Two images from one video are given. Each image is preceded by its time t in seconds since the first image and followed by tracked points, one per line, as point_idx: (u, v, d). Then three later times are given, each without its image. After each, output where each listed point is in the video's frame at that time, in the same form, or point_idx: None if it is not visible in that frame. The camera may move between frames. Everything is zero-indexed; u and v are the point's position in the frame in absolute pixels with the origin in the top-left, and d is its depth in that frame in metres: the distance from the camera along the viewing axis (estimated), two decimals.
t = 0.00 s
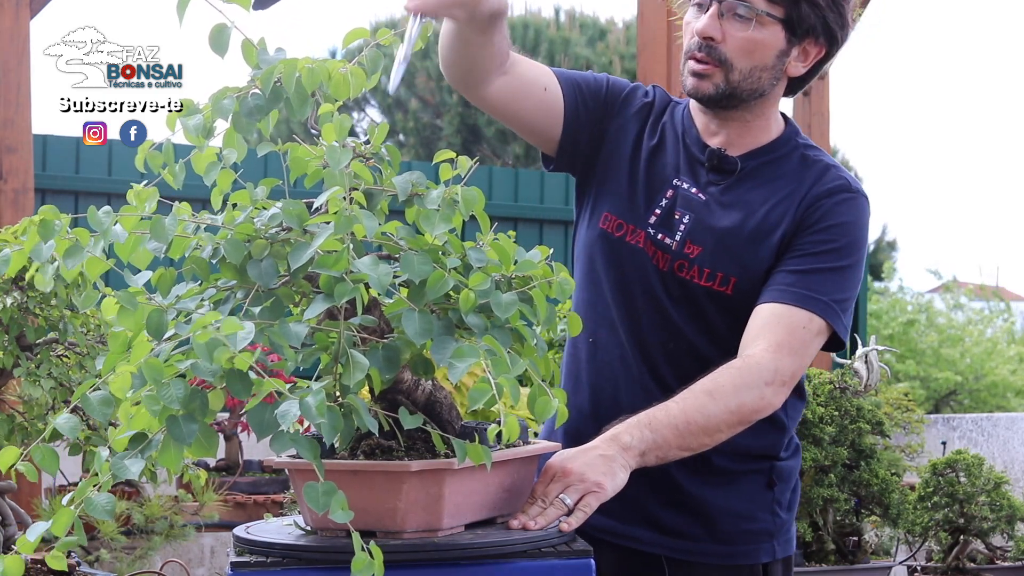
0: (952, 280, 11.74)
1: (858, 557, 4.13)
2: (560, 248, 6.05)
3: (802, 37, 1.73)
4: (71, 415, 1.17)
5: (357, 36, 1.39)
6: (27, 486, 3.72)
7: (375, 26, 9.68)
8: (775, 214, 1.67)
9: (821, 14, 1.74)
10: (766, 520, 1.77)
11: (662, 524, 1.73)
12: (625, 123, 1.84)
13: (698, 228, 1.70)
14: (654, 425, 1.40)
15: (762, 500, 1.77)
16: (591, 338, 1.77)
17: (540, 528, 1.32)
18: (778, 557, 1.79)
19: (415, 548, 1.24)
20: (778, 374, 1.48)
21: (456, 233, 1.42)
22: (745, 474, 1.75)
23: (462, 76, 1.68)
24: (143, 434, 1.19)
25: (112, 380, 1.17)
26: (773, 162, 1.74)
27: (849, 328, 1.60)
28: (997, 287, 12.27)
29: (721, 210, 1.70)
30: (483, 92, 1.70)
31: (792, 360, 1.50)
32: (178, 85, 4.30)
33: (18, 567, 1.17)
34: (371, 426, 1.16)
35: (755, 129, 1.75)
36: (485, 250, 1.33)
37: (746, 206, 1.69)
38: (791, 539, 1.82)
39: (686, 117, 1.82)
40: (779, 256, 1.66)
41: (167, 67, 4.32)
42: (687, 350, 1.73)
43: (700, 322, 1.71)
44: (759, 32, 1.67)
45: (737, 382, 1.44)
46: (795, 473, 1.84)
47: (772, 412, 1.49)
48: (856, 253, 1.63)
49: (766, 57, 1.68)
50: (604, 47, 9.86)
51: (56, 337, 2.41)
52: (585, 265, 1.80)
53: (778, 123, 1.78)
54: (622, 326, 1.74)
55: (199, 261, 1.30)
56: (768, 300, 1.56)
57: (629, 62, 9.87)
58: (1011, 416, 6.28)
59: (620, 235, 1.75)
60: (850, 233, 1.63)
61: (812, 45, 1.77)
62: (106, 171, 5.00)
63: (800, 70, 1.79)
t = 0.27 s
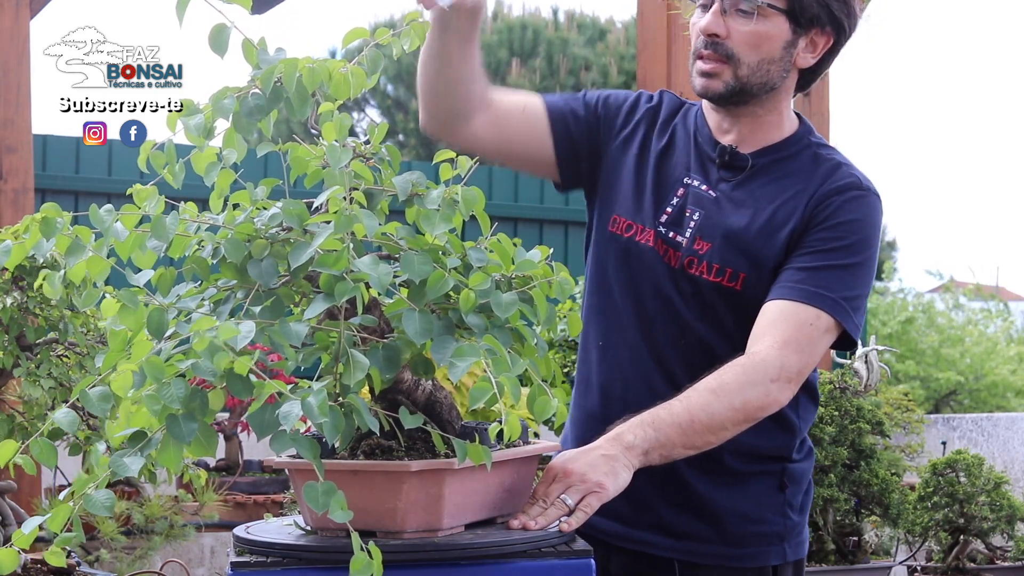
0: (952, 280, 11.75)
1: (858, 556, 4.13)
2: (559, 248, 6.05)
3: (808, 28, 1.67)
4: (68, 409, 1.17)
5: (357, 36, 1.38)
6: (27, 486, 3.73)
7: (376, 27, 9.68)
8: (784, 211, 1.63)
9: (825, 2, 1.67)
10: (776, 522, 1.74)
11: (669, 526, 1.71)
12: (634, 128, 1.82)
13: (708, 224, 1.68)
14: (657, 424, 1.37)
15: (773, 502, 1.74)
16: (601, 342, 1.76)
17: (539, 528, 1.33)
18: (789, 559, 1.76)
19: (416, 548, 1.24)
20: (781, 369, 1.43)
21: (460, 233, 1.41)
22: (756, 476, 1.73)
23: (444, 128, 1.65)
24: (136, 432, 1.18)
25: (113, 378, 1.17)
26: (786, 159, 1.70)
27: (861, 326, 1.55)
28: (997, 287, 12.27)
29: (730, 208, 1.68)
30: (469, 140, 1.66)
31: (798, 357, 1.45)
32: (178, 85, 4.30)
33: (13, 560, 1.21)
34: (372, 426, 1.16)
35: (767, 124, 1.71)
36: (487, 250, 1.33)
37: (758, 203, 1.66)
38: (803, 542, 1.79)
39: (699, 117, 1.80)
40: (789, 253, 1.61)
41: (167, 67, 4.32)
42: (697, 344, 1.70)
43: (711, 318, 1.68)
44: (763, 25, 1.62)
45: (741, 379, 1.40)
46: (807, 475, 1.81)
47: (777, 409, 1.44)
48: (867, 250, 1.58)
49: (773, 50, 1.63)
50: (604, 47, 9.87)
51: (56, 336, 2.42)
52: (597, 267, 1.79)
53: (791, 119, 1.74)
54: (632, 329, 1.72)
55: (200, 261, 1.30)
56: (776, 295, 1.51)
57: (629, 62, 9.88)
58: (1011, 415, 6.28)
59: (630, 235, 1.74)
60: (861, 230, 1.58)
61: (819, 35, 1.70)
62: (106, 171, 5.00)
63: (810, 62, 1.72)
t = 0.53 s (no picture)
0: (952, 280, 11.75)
1: (858, 557, 4.13)
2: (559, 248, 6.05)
3: (810, 24, 1.65)
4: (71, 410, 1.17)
5: (357, 36, 1.38)
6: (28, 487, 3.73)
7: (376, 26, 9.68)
8: (787, 208, 1.61)
9: None
10: (776, 525, 1.72)
11: (664, 531, 1.71)
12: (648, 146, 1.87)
13: (711, 223, 1.68)
14: (659, 425, 1.37)
15: (772, 505, 1.71)
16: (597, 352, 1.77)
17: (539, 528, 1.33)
18: (791, 563, 1.74)
19: (416, 548, 1.24)
20: (785, 367, 1.42)
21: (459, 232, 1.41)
22: (756, 478, 1.71)
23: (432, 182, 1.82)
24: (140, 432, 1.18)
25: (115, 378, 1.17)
26: (792, 155, 1.68)
27: (867, 323, 1.52)
28: (996, 287, 12.27)
29: (733, 207, 1.67)
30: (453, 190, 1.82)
31: (803, 355, 1.44)
32: (178, 84, 4.30)
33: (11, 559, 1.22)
34: (372, 426, 1.16)
35: (775, 122, 1.70)
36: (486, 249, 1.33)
37: (760, 200, 1.65)
38: (806, 545, 1.76)
39: (708, 122, 1.81)
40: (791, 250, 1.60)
41: (167, 66, 4.32)
42: (694, 349, 1.67)
43: (710, 316, 1.65)
44: (762, 25, 1.61)
45: (745, 377, 1.40)
46: (810, 478, 1.78)
47: (783, 407, 1.43)
48: (870, 247, 1.55)
49: (774, 48, 1.62)
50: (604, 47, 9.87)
51: (56, 336, 2.41)
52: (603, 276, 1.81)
53: (800, 117, 1.72)
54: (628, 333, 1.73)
55: (200, 261, 1.30)
56: (780, 293, 1.50)
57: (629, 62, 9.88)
58: (1011, 415, 6.28)
59: (625, 246, 1.76)
60: (864, 227, 1.55)
61: (820, 28, 1.67)
62: (106, 171, 5.00)
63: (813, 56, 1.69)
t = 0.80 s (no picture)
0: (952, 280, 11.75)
1: (858, 557, 4.13)
2: (559, 248, 6.06)
3: (779, 16, 1.65)
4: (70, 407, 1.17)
5: (354, 36, 1.38)
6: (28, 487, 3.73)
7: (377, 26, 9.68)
8: (763, 199, 1.60)
9: None
10: (766, 525, 1.68)
11: (655, 529, 1.71)
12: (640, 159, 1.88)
13: (689, 218, 1.67)
14: (654, 421, 1.37)
15: (761, 504, 1.68)
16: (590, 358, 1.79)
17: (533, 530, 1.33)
18: (782, 563, 1.70)
19: (410, 548, 1.24)
20: (773, 356, 1.41)
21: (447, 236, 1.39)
22: (744, 476, 1.68)
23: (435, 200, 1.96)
24: (132, 433, 1.18)
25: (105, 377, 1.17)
26: (772, 147, 1.67)
27: (850, 306, 1.49)
28: (996, 287, 12.27)
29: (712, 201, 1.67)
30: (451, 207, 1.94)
31: (793, 342, 1.44)
32: (178, 84, 4.30)
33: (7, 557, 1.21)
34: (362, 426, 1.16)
35: (755, 117, 1.70)
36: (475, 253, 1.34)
37: (738, 192, 1.64)
38: (799, 545, 1.72)
39: (694, 126, 1.82)
40: (772, 241, 1.58)
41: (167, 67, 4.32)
42: (679, 347, 1.67)
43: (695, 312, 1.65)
44: (732, 20, 1.61)
45: (735, 368, 1.40)
46: (805, 477, 1.75)
47: (779, 397, 1.43)
48: (852, 232, 1.52)
49: (747, 42, 1.61)
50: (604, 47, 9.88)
51: (56, 337, 2.41)
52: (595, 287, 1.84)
53: (782, 110, 1.71)
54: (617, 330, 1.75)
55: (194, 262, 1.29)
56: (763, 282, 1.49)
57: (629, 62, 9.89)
58: (1011, 415, 6.28)
59: (611, 250, 1.79)
60: (843, 213, 1.53)
61: (792, 19, 1.67)
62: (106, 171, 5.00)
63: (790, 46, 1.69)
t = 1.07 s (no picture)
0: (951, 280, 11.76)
1: (858, 557, 4.13)
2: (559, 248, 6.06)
3: (724, 17, 1.61)
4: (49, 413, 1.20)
5: (342, 37, 1.37)
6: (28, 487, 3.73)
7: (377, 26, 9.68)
8: (721, 190, 1.60)
9: None
10: (751, 518, 1.65)
11: (642, 525, 1.67)
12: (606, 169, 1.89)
13: (654, 216, 1.67)
14: (664, 419, 1.37)
15: (746, 497, 1.65)
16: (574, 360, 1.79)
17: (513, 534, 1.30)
18: (769, 557, 1.67)
19: (370, 548, 1.23)
20: (768, 343, 1.42)
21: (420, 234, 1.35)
22: (729, 469, 1.65)
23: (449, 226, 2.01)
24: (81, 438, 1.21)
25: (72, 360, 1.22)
26: (730, 136, 1.65)
27: (817, 278, 1.46)
28: (995, 287, 12.28)
29: (674, 196, 1.67)
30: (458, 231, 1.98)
31: (786, 326, 1.44)
32: (178, 84, 4.30)
33: None
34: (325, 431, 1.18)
35: (712, 112, 1.68)
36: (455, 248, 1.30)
37: (698, 185, 1.64)
38: (787, 539, 1.69)
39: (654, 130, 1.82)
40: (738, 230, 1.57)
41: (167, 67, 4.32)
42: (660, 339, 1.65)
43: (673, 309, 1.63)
44: (675, 26, 1.56)
45: (737, 360, 1.40)
46: (792, 468, 1.71)
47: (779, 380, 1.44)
48: (812, 202, 1.50)
49: (694, 46, 1.57)
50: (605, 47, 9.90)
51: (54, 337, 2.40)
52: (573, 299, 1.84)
53: (736, 103, 1.69)
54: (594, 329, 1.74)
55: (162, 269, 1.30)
56: (743, 271, 1.48)
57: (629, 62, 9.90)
58: (1011, 415, 6.28)
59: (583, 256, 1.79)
60: (800, 187, 1.51)
61: (735, 17, 1.62)
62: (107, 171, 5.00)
63: (736, 44, 1.65)
